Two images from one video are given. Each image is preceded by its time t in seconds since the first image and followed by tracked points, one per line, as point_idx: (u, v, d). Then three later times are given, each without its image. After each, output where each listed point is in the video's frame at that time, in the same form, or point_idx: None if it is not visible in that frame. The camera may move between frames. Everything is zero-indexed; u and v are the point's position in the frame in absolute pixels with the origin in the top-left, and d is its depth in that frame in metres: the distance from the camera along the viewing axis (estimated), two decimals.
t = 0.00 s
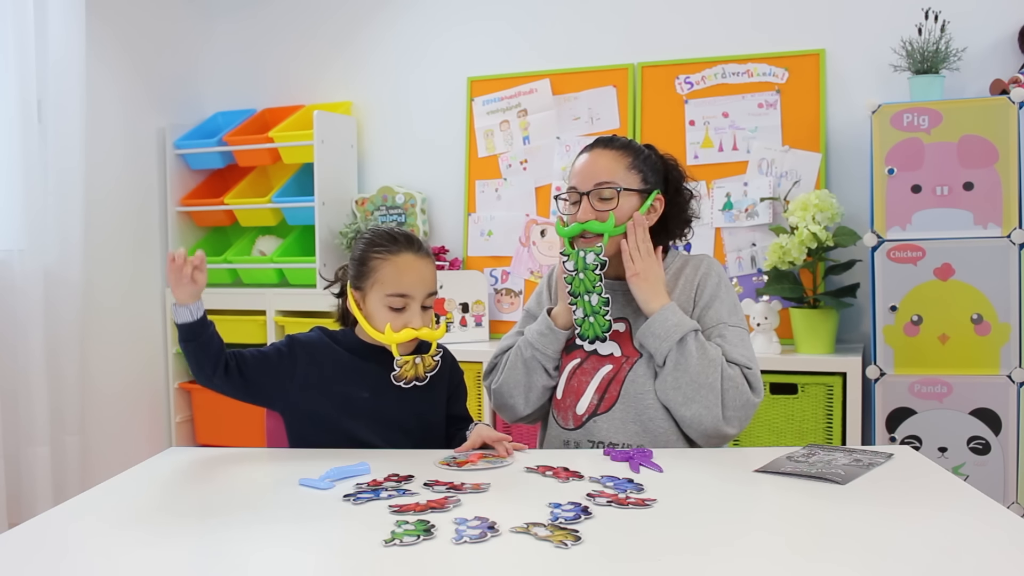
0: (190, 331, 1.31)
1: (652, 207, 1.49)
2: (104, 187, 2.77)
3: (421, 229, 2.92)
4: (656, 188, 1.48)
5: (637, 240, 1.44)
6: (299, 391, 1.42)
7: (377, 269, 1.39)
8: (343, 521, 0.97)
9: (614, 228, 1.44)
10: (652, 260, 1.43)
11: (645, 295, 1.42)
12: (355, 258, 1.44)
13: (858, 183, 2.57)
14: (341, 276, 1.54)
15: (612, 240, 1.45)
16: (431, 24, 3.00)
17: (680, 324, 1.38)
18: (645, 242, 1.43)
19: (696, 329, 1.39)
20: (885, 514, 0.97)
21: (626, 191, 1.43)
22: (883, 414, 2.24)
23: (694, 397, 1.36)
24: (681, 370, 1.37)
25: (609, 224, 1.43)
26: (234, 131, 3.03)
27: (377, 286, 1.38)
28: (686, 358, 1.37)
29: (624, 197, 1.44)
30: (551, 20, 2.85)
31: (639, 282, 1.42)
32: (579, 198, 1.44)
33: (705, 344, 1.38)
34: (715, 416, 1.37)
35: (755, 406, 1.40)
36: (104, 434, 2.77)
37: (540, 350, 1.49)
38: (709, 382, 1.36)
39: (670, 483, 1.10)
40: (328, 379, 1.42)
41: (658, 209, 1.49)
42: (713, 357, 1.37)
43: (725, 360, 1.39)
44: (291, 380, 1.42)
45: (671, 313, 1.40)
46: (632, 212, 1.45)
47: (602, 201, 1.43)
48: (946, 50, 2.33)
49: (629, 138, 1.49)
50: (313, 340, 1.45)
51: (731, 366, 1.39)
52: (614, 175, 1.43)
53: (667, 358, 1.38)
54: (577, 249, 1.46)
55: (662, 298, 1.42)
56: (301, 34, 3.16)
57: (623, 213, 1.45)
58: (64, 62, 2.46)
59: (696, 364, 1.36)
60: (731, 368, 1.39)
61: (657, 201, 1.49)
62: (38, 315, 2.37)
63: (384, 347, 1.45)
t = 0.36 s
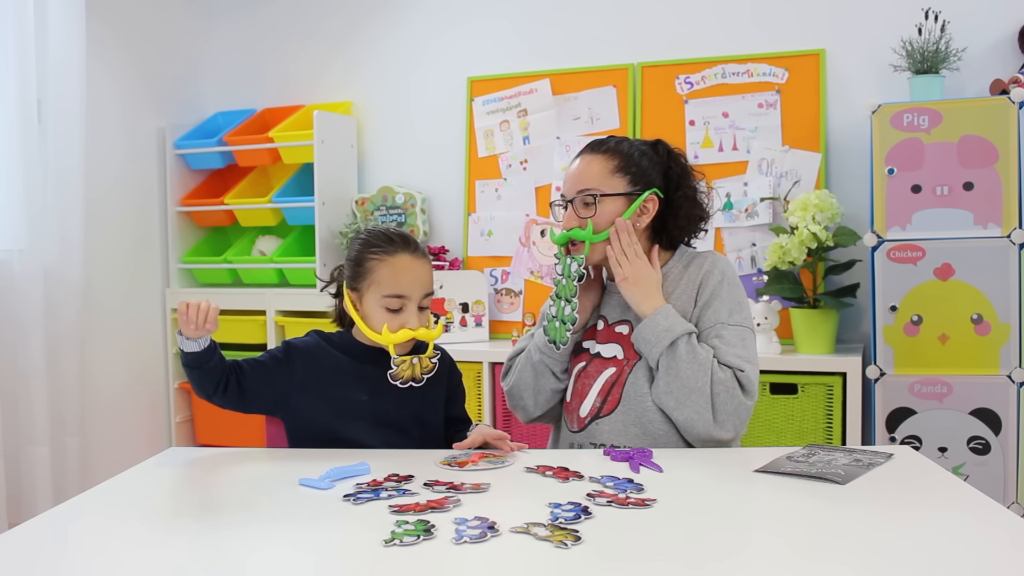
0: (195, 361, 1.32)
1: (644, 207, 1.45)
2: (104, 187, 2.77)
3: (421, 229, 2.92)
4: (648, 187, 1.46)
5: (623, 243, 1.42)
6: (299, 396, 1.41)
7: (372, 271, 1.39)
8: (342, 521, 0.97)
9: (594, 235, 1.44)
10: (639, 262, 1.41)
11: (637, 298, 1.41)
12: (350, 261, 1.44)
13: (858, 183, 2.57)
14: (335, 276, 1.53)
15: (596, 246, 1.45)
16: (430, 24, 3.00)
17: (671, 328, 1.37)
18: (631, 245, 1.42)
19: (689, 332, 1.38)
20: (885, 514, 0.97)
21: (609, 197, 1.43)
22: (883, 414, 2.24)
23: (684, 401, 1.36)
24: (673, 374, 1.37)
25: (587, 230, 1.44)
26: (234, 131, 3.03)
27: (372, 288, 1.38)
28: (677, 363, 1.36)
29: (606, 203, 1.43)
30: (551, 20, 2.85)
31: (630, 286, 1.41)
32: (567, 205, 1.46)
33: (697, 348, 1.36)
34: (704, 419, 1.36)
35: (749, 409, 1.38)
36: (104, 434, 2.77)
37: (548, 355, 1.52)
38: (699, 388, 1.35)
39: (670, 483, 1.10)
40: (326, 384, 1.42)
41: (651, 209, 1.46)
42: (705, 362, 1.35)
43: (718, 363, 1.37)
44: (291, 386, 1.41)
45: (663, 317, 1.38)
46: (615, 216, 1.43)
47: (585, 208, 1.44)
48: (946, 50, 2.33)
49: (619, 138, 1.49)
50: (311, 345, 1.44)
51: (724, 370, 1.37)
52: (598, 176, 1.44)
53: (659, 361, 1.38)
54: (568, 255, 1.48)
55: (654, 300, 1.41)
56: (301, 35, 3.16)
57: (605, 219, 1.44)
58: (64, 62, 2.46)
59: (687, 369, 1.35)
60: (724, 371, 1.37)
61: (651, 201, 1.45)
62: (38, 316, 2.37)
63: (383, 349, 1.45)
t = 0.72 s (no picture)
0: (200, 375, 1.33)
1: (637, 212, 1.45)
2: (105, 187, 2.77)
3: (421, 229, 2.92)
4: (643, 190, 1.45)
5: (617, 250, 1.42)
6: (299, 401, 1.41)
7: (373, 273, 1.39)
8: (343, 521, 0.97)
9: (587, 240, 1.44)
10: (631, 270, 1.41)
11: (625, 304, 1.40)
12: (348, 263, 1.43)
13: (858, 183, 2.57)
14: (334, 276, 1.53)
15: (588, 251, 1.45)
16: (431, 24, 3.00)
17: (654, 339, 1.37)
18: (623, 251, 1.41)
19: (672, 343, 1.37)
20: (885, 514, 0.97)
21: (601, 202, 1.43)
22: (883, 414, 2.24)
23: (664, 410, 1.36)
24: (654, 384, 1.36)
25: (579, 235, 1.43)
26: (234, 131, 3.03)
27: (374, 290, 1.38)
28: (658, 372, 1.36)
29: (599, 208, 1.43)
30: (551, 20, 2.85)
31: (617, 291, 1.41)
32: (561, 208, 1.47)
33: (679, 358, 1.36)
34: (685, 428, 1.35)
35: (731, 418, 1.35)
36: (104, 434, 2.77)
37: (551, 358, 1.53)
38: (678, 397, 1.34)
39: (670, 483, 1.10)
40: (326, 388, 1.42)
41: (645, 214, 1.45)
42: (685, 372, 1.35)
43: (700, 373, 1.36)
44: (291, 391, 1.41)
45: (649, 327, 1.38)
46: (607, 221, 1.43)
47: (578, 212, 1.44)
48: (946, 50, 2.33)
49: (617, 140, 1.49)
50: (311, 348, 1.44)
51: (705, 379, 1.35)
52: (593, 180, 1.43)
53: (643, 370, 1.38)
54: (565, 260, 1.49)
55: (642, 309, 1.40)
56: (301, 35, 3.16)
57: (596, 224, 1.43)
58: (64, 62, 2.46)
59: (667, 379, 1.35)
60: (705, 381, 1.35)
61: (645, 205, 1.45)
62: (38, 315, 2.37)
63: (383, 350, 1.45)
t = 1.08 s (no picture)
0: (205, 393, 1.29)
1: (637, 217, 1.45)
2: (105, 187, 2.77)
3: (421, 229, 2.92)
4: (645, 197, 1.45)
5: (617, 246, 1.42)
6: (301, 406, 1.41)
7: (372, 274, 1.39)
8: (343, 521, 0.97)
9: (585, 241, 1.44)
10: (632, 262, 1.39)
11: (620, 296, 1.40)
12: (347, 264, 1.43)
13: (858, 183, 2.57)
14: (332, 277, 1.53)
15: (587, 251, 1.45)
16: (431, 24, 3.00)
17: (643, 332, 1.35)
18: (625, 244, 1.41)
19: (661, 338, 1.35)
20: (885, 514, 0.97)
21: (601, 205, 1.43)
22: (883, 414, 2.24)
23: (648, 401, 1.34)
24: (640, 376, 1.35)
25: (577, 236, 1.44)
26: (234, 131, 3.03)
27: (373, 290, 1.38)
28: (643, 364, 1.34)
29: (598, 210, 1.43)
30: (551, 20, 2.85)
31: (617, 283, 1.40)
32: (563, 206, 1.47)
33: (666, 352, 1.34)
34: (668, 420, 1.33)
35: (714, 414, 1.32)
36: (104, 434, 2.77)
37: (549, 354, 1.54)
38: (662, 388, 1.32)
39: (670, 483, 1.10)
40: (328, 391, 1.41)
41: (645, 220, 1.45)
42: (670, 365, 1.32)
43: (685, 367, 1.34)
44: (293, 397, 1.40)
45: (639, 320, 1.37)
46: (608, 221, 1.43)
47: (579, 213, 1.44)
48: (946, 50, 2.33)
49: (623, 146, 1.49)
50: (310, 352, 1.43)
51: (689, 375, 1.33)
52: (596, 183, 1.44)
53: (630, 362, 1.37)
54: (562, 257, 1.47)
55: (637, 303, 1.40)
56: (301, 35, 3.16)
57: (595, 226, 1.43)
58: (64, 62, 2.46)
59: (652, 370, 1.33)
60: (690, 376, 1.33)
61: (645, 211, 1.45)
62: (38, 315, 2.37)
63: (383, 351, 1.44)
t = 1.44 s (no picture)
0: (271, 439, 1.21)
1: (647, 214, 1.45)
2: (105, 187, 2.77)
3: (421, 229, 2.92)
4: (656, 195, 1.46)
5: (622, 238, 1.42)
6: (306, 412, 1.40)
7: (369, 270, 1.38)
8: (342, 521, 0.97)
9: (592, 232, 1.44)
10: (637, 254, 1.39)
11: (621, 288, 1.39)
12: (339, 264, 1.42)
13: (858, 183, 2.57)
14: (319, 281, 1.52)
15: (592, 244, 1.45)
16: (430, 23, 3.00)
17: (644, 327, 1.35)
18: (632, 235, 1.40)
19: (661, 333, 1.35)
20: (885, 514, 0.97)
21: (612, 199, 1.43)
22: (883, 414, 2.24)
23: (644, 395, 1.33)
24: (637, 370, 1.34)
25: (585, 226, 1.44)
26: (234, 131, 3.03)
27: (370, 287, 1.37)
28: (641, 358, 1.33)
29: (608, 204, 1.44)
30: (550, 20, 2.85)
31: (620, 274, 1.39)
32: (574, 199, 1.48)
33: (665, 348, 1.33)
34: (663, 416, 1.32)
35: (711, 412, 1.31)
36: (105, 434, 2.77)
37: (551, 354, 1.56)
38: (658, 384, 1.31)
39: (669, 483, 1.10)
40: (333, 396, 1.41)
41: (655, 217, 1.46)
42: (669, 360, 1.32)
43: (684, 365, 1.33)
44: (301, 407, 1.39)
45: (639, 314, 1.37)
46: (616, 215, 1.43)
47: (589, 205, 1.45)
48: (946, 50, 2.33)
49: (641, 143, 1.49)
50: (315, 360, 1.41)
51: (688, 371, 1.32)
52: (609, 177, 1.44)
53: (628, 356, 1.36)
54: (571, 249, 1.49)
55: (637, 297, 1.39)
56: (301, 35, 3.16)
57: (604, 218, 1.44)
58: (64, 62, 2.46)
59: (650, 365, 1.32)
60: (688, 373, 1.32)
61: (656, 208, 1.45)
62: (38, 315, 2.37)
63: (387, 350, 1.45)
